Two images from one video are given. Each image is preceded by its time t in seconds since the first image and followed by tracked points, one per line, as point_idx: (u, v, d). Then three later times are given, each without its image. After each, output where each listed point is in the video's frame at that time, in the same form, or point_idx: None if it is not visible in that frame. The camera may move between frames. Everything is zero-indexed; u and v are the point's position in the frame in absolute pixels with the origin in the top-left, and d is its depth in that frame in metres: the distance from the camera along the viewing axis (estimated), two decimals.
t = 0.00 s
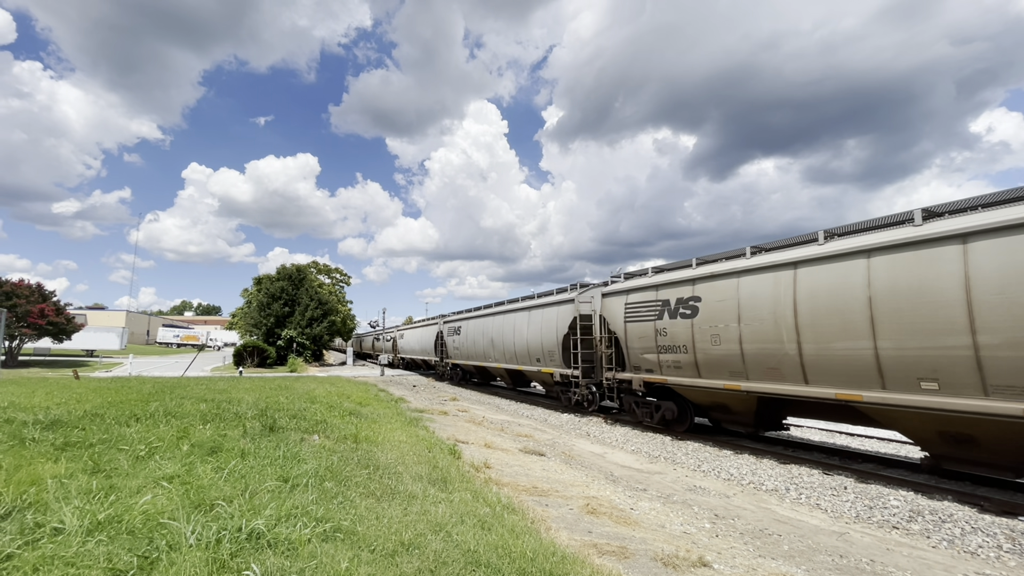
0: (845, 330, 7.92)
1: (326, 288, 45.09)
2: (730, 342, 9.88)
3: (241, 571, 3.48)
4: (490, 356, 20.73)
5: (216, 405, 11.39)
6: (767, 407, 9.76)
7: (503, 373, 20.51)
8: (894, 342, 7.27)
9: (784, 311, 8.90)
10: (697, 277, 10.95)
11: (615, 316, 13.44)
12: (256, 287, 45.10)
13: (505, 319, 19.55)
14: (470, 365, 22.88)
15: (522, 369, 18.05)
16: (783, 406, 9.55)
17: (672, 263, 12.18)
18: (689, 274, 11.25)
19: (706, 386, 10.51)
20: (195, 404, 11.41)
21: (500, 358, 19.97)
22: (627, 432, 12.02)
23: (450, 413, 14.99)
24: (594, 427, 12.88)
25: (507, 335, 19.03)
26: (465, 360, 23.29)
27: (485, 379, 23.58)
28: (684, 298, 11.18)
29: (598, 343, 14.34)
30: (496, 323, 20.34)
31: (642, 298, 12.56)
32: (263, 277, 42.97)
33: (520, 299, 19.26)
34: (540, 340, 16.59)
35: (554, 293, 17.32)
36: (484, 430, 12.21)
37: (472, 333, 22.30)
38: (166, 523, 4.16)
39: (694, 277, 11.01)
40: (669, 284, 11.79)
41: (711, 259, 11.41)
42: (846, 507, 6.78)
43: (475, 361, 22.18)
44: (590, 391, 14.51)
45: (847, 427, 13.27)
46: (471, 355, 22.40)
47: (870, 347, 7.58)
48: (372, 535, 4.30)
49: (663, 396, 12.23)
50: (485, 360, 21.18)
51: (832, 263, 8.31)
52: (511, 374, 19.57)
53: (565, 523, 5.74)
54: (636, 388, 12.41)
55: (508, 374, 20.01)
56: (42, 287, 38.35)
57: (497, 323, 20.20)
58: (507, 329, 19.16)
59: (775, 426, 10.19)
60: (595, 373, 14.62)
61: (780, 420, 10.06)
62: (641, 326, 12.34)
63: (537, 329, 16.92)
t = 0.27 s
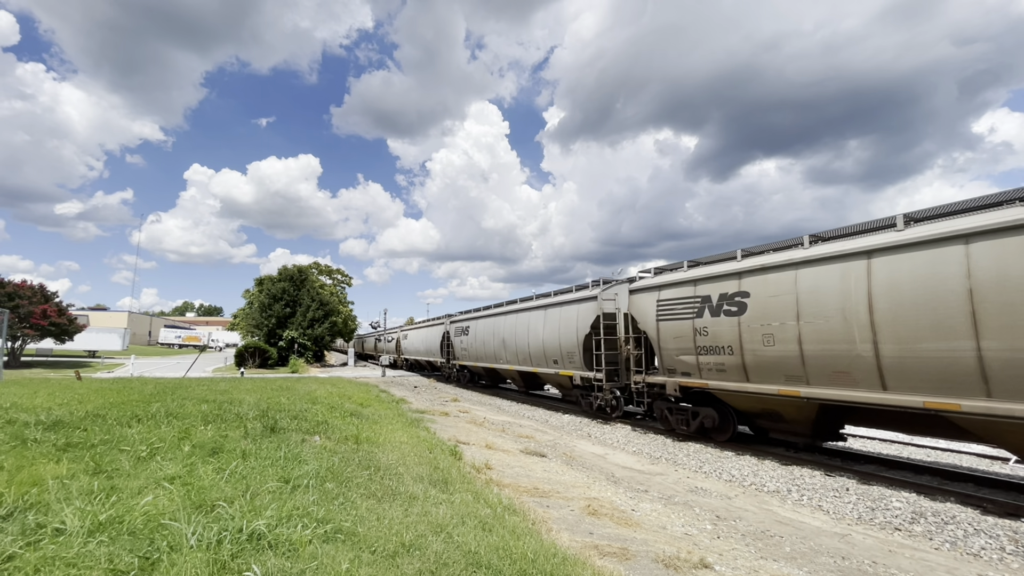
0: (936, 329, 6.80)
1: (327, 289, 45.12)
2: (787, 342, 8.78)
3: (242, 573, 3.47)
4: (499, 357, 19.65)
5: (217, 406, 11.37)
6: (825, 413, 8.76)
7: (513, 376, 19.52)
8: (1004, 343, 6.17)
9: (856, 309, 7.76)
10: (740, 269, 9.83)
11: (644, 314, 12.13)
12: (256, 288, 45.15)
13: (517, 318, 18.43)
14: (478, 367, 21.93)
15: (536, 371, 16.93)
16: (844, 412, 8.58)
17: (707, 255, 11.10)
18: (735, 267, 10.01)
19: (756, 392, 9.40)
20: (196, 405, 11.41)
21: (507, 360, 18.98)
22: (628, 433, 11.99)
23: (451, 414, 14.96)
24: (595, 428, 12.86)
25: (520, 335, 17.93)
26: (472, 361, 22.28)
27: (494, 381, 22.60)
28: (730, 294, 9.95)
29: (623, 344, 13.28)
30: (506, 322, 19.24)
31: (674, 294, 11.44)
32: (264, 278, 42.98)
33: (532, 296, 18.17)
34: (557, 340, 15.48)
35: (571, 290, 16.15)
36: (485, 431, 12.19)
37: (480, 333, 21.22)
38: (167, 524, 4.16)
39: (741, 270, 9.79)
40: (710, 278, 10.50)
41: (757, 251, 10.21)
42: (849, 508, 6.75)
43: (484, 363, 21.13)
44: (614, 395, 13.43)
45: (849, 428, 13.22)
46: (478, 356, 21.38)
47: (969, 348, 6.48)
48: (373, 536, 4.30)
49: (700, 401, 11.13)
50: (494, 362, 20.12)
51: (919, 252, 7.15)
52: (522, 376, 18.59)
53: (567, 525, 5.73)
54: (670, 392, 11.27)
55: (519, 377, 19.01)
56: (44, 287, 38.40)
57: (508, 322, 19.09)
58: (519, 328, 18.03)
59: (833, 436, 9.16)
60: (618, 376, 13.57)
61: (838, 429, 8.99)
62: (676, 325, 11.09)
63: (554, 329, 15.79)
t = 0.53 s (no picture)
0: None
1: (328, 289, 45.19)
2: (859, 342, 7.86)
3: (244, 573, 3.48)
4: (512, 358, 18.80)
5: (218, 407, 11.38)
6: (898, 423, 7.83)
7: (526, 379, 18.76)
8: None
9: (947, 304, 6.85)
10: (799, 260, 8.91)
11: (680, 311, 11.29)
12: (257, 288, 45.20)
13: (533, 317, 17.57)
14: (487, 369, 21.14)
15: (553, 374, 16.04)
16: (920, 422, 7.66)
17: (755, 246, 10.18)
18: (789, 258, 9.13)
19: (819, 399, 8.53)
20: (198, 406, 11.40)
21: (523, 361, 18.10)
22: (629, 434, 11.98)
23: (451, 414, 14.96)
24: (596, 428, 12.85)
25: (536, 335, 17.05)
26: (483, 362, 21.46)
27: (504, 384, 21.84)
28: (783, 288, 9.10)
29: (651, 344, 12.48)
30: (521, 321, 18.39)
31: (717, 288, 10.51)
32: (265, 278, 43.00)
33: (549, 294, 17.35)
34: (578, 340, 14.60)
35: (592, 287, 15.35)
36: (486, 431, 12.19)
37: (493, 332, 20.37)
38: (169, 525, 4.17)
39: (798, 261, 8.91)
40: (759, 271, 9.65)
41: (814, 240, 9.33)
42: (850, 509, 6.74)
43: (495, 364, 20.31)
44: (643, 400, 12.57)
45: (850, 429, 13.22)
46: (489, 357, 20.58)
47: None
48: (374, 536, 4.30)
49: (745, 408, 10.23)
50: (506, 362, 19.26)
51: None
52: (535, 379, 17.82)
53: (568, 525, 5.73)
54: (712, 398, 10.43)
55: (532, 380, 18.19)
56: (45, 288, 38.48)
57: (523, 321, 18.22)
58: (536, 328, 17.17)
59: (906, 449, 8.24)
60: (649, 379, 12.75)
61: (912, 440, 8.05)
62: (719, 323, 10.23)
63: (574, 328, 14.92)
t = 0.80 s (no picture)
0: None
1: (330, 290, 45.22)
2: (952, 342, 6.91)
3: (245, 573, 3.48)
4: (528, 359, 17.95)
5: (219, 407, 11.40)
6: (999, 436, 6.83)
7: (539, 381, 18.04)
8: None
9: None
10: (873, 249, 7.97)
11: (726, 307, 10.35)
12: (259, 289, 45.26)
13: (551, 316, 16.67)
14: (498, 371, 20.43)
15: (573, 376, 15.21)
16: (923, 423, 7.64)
17: (814, 235, 9.24)
18: (861, 245, 8.18)
19: (900, 407, 7.56)
20: (199, 406, 11.42)
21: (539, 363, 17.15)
22: (630, 434, 11.97)
23: (452, 414, 14.97)
24: (597, 429, 12.84)
25: (555, 335, 16.16)
26: (496, 363, 20.64)
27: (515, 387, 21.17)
28: (853, 280, 8.15)
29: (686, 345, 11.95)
30: (538, 320, 17.47)
31: (769, 282, 9.57)
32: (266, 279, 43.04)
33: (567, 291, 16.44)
34: (602, 341, 13.73)
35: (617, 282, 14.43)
36: (487, 432, 12.19)
37: (507, 332, 19.50)
38: (170, 525, 4.17)
39: (872, 248, 7.97)
40: (823, 260, 8.70)
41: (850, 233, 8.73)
42: (852, 510, 6.73)
43: (508, 365, 19.49)
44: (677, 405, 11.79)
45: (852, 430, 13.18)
46: (502, 358, 19.78)
47: None
48: (375, 536, 4.31)
49: (802, 417, 9.31)
50: (522, 363, 18.42)
51: None
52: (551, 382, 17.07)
53: (569, 526, 5.72)
54: (763, 404, 9.50)
55: (548, 382, 17.41)
56: (47, 288, 38.59)
57: (540, 320, 17.32)
58: (554, 327, 16.29)
59: (999, 463, 7.30)
60: (683, 384, 12.05)
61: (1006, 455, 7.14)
62: (774, 319, 9.27)
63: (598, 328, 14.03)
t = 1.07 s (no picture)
0: None
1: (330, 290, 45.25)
2: None
3: (246, 573, 3.49)
4: (541, 359, 16.78)
5: (221, 407, 11.42)
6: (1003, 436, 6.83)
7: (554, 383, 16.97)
8: None
9: None
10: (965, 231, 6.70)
11: (779, 301, 9.04)
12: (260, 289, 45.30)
13: (568, 313, 15.44)
14: (508, 371, 19.46)
15: (594, 378, 14.05)
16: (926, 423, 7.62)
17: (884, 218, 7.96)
18: (953, 228, 6.87)
19: (1005, 418, 6.32)
20: (200, 406, 11.43)
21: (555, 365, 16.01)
22: (631, 434, 11.95)
23: (453, 415, 14.98)
24: (598, 429, 12.83)
25: (573, 333, 14.95)
26: (505, 363, 19.52)
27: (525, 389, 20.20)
28: (944, 270, 6.84)
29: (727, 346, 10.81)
30: (552, 318, 16.23)
31: (831, 273, 8.27)
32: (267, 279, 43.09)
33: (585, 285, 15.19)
34: (628, 339, 12.53)
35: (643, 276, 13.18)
36: (487, 432, 12.19)
37: (518, 330, 18.32)
38: (172, 526, 4.18)
39: (968, 231, 6.66)
40: (899, 247, 7.44)
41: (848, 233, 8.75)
42: (853, 510, 6.72)
43: (519, 365, 18.36)
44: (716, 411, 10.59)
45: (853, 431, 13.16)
46: (513, 358, 18.67)
47: None
48: (376, 536, 4.32)
49: (874, 428, 8.00)
50: (535, 363, 17.26)
51: None
52: (567, 384, 16.03)
53: (570, 526, 5.72)
54: (826, 412, 8.23)
55: (563, 384, 16.35)
56: (49, 288, 38.67)
57: (555, 317, 16.10)
58: (571, 325, 15.10)
59: None
60: (722, 388, 10.88)
61: None
62: (841, 316, 7.96)
63: (622, 326, 12.82)
